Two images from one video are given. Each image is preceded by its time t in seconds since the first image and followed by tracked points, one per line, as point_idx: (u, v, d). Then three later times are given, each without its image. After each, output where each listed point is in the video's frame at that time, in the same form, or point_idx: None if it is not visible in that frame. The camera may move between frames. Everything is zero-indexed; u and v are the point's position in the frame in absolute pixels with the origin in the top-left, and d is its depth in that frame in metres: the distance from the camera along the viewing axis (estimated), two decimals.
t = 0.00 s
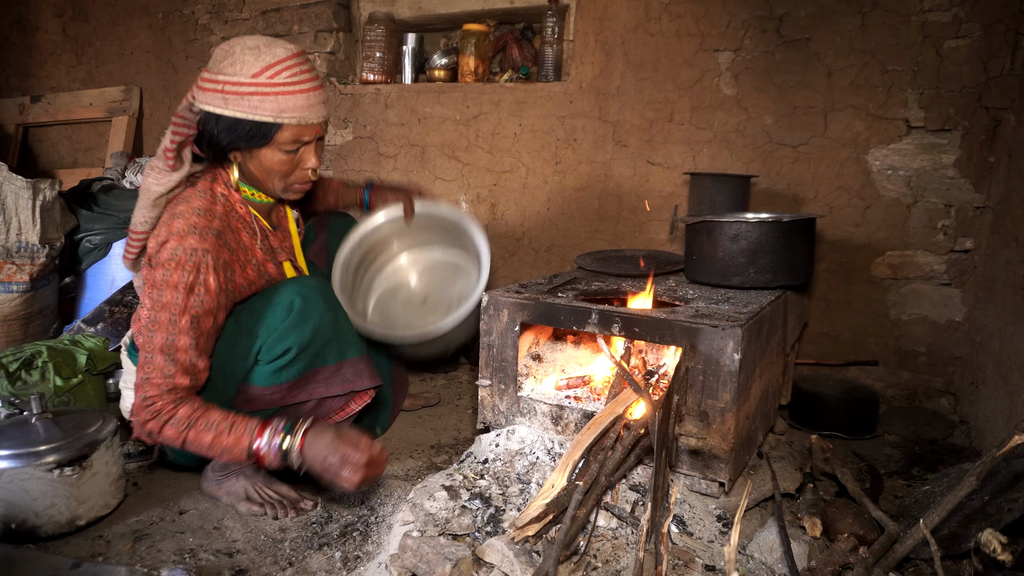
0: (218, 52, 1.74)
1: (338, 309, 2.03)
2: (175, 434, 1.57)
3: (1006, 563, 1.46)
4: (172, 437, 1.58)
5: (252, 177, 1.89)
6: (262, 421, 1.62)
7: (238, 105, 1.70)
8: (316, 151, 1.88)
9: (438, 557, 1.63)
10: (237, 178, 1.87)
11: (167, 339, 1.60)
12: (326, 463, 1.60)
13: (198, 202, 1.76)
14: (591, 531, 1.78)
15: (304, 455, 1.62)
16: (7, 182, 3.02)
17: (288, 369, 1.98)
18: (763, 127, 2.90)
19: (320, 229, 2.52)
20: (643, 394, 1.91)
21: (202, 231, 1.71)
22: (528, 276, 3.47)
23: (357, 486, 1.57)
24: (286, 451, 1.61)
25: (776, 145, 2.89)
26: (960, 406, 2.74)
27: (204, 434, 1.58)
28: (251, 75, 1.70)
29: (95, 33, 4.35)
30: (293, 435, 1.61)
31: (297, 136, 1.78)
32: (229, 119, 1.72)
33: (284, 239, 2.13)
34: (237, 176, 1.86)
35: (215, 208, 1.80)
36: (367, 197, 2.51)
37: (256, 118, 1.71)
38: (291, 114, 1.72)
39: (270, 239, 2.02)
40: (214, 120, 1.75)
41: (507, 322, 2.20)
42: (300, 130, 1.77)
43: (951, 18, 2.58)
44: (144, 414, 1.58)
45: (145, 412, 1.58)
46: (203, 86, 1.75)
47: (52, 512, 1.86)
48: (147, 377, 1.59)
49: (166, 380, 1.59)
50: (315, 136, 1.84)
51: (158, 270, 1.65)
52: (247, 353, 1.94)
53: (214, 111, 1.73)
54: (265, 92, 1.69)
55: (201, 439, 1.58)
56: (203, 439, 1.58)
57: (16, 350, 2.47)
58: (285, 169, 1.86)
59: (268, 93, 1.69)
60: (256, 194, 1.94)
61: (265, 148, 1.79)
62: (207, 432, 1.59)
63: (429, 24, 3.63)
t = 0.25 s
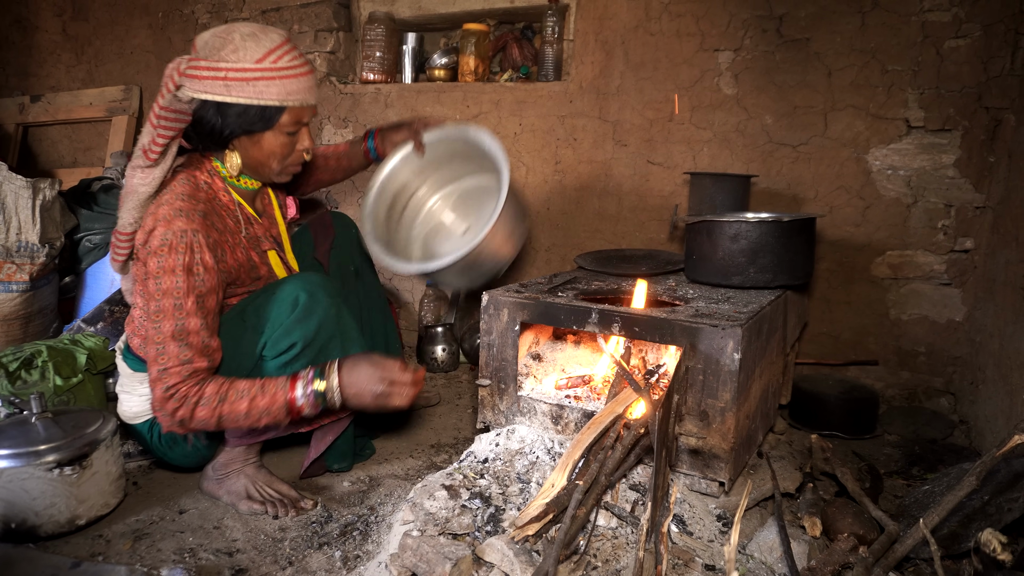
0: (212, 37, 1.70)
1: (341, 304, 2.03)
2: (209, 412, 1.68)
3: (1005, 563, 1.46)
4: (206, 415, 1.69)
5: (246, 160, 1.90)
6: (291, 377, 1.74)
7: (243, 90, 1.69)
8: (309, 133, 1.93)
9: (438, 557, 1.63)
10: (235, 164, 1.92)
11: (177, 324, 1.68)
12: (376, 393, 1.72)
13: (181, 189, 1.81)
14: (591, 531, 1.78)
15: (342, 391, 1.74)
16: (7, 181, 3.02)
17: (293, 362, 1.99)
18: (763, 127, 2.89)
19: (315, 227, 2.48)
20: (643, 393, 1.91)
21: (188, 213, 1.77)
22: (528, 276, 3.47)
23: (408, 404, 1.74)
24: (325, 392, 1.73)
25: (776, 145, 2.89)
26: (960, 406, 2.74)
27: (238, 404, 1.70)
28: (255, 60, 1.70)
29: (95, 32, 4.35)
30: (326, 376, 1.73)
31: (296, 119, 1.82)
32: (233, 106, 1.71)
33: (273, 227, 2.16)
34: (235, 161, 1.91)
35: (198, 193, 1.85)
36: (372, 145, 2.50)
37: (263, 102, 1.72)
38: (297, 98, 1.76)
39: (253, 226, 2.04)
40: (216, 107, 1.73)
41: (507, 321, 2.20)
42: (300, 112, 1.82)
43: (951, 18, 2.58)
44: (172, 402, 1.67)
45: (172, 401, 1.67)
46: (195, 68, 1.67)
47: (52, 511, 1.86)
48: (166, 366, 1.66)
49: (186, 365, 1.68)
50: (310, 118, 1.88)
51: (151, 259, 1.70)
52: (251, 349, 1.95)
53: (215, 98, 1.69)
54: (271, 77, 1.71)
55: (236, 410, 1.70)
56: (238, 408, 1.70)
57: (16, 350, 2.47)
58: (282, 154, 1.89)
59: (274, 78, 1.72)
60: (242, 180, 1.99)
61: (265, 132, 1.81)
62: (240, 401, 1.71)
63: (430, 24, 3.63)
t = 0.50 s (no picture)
0: (187, 27, 1.73)
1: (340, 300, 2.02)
2: (249, 376, 1.72)
3: (1005, 561, 1.46)
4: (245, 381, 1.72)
5: (235, 149, 1.93)
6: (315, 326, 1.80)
7: (223, 75, 1.72)
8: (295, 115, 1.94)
9: (439, 556, 1.63)
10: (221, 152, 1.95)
11: (190, 301, 1.70)
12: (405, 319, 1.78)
13: (168, 175, 1.85)
14: (592, 530, 1.78)
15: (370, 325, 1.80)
16: (7, 180, 3.02)
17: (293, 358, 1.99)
18: (764, 126, 2.89)
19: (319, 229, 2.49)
20: (643, 392, 1.91)
21: (176, 194, 1.80)
22: (528, 275, 3.47)
23: (441, 330, 1.78)
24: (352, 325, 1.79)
25: (776, 144, 2.89)
26: (960, 405, 2.74)
27: (275, 361, 1.75)
28: (232, 44, 1.72)
29: (94, 31, 4.34)
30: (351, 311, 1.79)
31: (280, 100, 1.84)
32: (215, 92, 1.73)
33: (263, 216, 2.20)
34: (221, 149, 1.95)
35: (185, 179, 1.89)
36: (406, 115, 2.44)
37: (244, 85, 1.74)
38: (277, 77, 1.78)
39: (241, 217, 2.07)
40: (198, 95, 1.75)
41: (507, 321, 2.20)
42: (283, 93, 1.83)
43: (951, 17, 2.57)
44: (206, 378, 1.69)
45: (207, 377, 1.70)
46: (175, 60, 1.71)
47: (53, 510, 1.86)
48: (191, 344, 1.69)
49: (210, 339, 1.70)
50: (294, 99, 1.90)
51: (149, 245, 1.73)
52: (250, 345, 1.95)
53: (196, 85, 1.71)
54: (249, 58, 1.73)
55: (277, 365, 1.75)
56: (276, 365, 1.75)
57: (16, 349, 2.47)
58: (270, 138, 1.90)
59: (253, 59, 1.74)
60: (230, 170, 2.03)
61: (250, 117, 1.83)
62: (274, 357, 1.75)
63: (430, 23, 3.63)
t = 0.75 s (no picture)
0: (178, 26, 1.79)
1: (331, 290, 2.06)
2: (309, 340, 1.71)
3: (1005, 560, 1.46)
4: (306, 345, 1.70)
5: (234, 146, 1.95)
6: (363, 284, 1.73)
7: (213, 70, 1.77)
8: (292, 109, 1.97)
9: (439, 555, 1.63)
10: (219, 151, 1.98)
11: (225, 279, 1.70)
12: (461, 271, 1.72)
13: (171, 172, 1.88)
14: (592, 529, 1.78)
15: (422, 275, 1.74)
16: (7, 179, 3.02)
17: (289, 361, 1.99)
18: (764, 125, 2.89)
19: (324, 228, 2.49)
20: (643, 392, 1.91)
21: (182, 187, 1.83)
22: (528, 275, 3.47)
23: (492, 281, 1.74)
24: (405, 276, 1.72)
25: (776, 143, 2.89)
26: (960, 404, 2.74)
27: (331, 321, 1.72)
28: (220, 38, 1.77)
29: (94, 31, 4.34)
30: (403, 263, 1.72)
31: (273, 93, 1.87)
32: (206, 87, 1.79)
33: (267, 216, 2.21)
34: (219, 148, 1.97)
35: (189, 175, 1.91)
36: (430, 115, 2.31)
37: (234, 79, 1.79)
38: (266, 69, 1.82)
39: (242, 215, 2.09)
40: (190, 93, 1.80)
41: (507, 320, 2.20)
42: (275, 86, 1.87)
43: (951, 16, 2.58)
44: (269, 347, 1.69)
45: (268, 347, 1.69)
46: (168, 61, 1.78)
47: (53, 509, 1.86)
48: (242, 319, 1.68)
49: (257, 309, 1.69)
50: (289, 92, 1.93)
51: (166, 236, 1.74)
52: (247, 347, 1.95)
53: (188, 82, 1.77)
54: (237, 52, 1.78)
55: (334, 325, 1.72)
56: (334, 322, 1.72)
57: (16, 348, 2.47)
58: (268, 133, 1.93)
59: (240, 53, 1.78)
60: (233, 168, 2.05)
61: (244, 112, 1.86)
62: (330, 316, 1.72)
63: (430, 22, 3.63)
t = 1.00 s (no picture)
0: (179, 27, 1.84)
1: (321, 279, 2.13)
2: (350, 313, 1.76)
3: (1006, 561, 1.46)
4: (349, 317, 1.76)
5: (237, 147, 1.95)
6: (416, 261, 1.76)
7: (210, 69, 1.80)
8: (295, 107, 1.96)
9: (439, 555, 1.63)
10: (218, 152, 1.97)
11: (254, 261, 1.75)
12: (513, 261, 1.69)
13: (180, 169, 1.89)
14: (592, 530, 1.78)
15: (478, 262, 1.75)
16: (7, 179, 3.03)
17: (287, 365, 2.01)
18: (764, 126, 2.89)
19: (329, 226, 2.48)
20: (643, 392, 1.90)
21: (192, 183, 1.85)
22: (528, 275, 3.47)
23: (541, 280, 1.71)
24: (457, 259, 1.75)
25: (776, 143, 2.89)
26: (961, 405, 2.74)
27: (376, 296, 1.75)
28: (216, 37, 1.80)
29: (94, 31, 4.35)
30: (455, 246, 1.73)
31: (272, 90, 1.87)
32: (203, 86, 1.81)
33: (276, 218, 2.17)
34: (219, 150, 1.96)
35: (197, 171, 1.92)
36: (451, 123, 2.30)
37: (231, 77, 1.81)
38: (263, 66, 1.83)
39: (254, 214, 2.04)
40: (189, 93, 1.83)
41: (507, 320, 2.20)
42: (274, 83, 1.87)
43: (951, 16, 2.57)
44: (312, 320, 1.75)
45: (311, 320, 1.75)
46: (170, 65, 1.84)
47: (53, 509, 1.86)
48: (279, 296, 1.74)
49: (292, 285, 1.76)
50: (290, 89, 1.93)
51: (183, 230, 1.78)
52: (245, 349, 1.97)
53: (188, 82, 1.81)
54: (233, 50, 1.81)
55: (377, 301, 1.75)
56: (376, 298, 1.76)
57: (16, 348, 2.47)
58: (268, 132, 1.92)
59: (236, 50, 1.81)
60: (239, 168, 2.03)
61: (244, 111, 1.87)
62: (376, 293, 1.76)
63: (430, 23, 3.63)
